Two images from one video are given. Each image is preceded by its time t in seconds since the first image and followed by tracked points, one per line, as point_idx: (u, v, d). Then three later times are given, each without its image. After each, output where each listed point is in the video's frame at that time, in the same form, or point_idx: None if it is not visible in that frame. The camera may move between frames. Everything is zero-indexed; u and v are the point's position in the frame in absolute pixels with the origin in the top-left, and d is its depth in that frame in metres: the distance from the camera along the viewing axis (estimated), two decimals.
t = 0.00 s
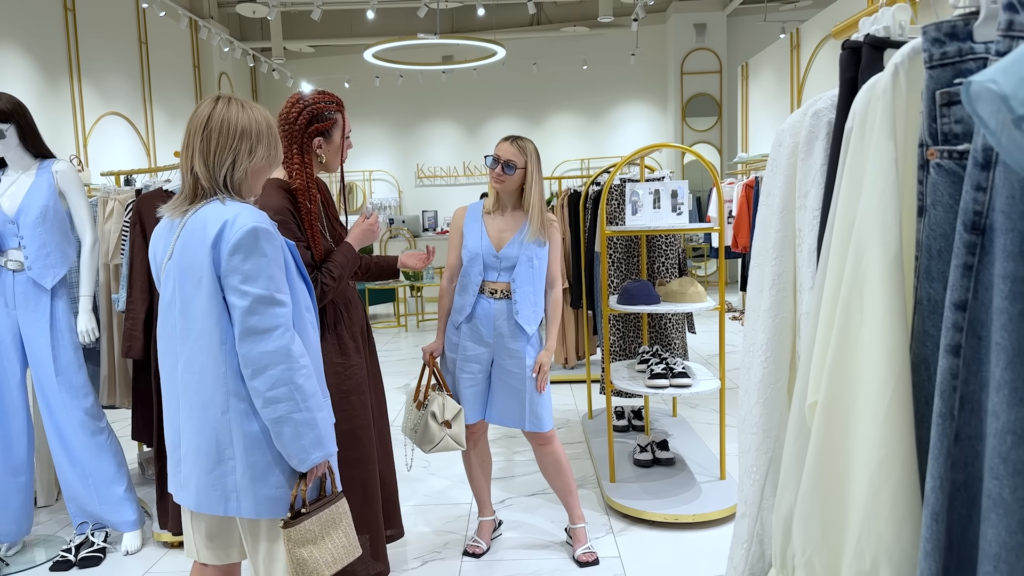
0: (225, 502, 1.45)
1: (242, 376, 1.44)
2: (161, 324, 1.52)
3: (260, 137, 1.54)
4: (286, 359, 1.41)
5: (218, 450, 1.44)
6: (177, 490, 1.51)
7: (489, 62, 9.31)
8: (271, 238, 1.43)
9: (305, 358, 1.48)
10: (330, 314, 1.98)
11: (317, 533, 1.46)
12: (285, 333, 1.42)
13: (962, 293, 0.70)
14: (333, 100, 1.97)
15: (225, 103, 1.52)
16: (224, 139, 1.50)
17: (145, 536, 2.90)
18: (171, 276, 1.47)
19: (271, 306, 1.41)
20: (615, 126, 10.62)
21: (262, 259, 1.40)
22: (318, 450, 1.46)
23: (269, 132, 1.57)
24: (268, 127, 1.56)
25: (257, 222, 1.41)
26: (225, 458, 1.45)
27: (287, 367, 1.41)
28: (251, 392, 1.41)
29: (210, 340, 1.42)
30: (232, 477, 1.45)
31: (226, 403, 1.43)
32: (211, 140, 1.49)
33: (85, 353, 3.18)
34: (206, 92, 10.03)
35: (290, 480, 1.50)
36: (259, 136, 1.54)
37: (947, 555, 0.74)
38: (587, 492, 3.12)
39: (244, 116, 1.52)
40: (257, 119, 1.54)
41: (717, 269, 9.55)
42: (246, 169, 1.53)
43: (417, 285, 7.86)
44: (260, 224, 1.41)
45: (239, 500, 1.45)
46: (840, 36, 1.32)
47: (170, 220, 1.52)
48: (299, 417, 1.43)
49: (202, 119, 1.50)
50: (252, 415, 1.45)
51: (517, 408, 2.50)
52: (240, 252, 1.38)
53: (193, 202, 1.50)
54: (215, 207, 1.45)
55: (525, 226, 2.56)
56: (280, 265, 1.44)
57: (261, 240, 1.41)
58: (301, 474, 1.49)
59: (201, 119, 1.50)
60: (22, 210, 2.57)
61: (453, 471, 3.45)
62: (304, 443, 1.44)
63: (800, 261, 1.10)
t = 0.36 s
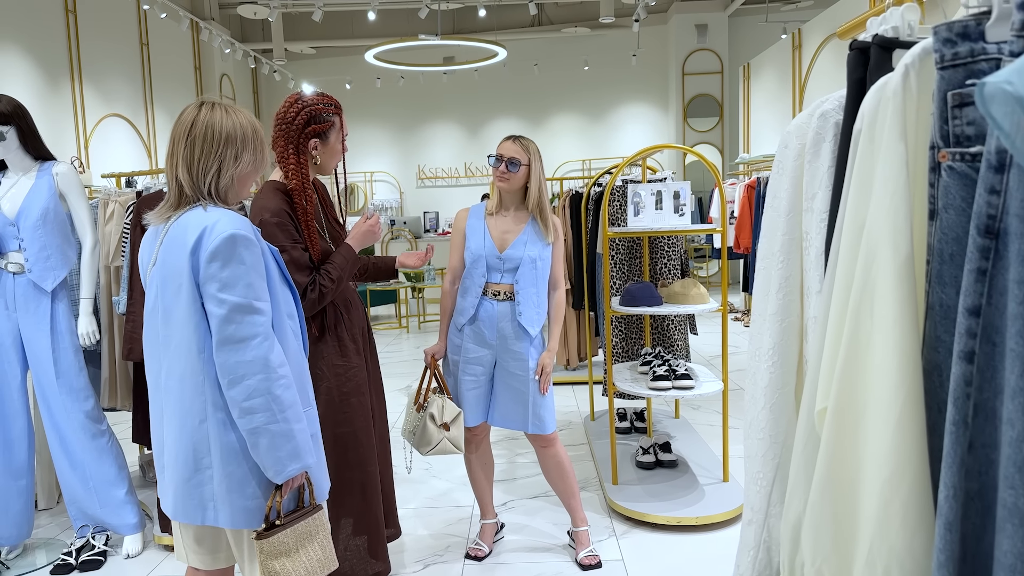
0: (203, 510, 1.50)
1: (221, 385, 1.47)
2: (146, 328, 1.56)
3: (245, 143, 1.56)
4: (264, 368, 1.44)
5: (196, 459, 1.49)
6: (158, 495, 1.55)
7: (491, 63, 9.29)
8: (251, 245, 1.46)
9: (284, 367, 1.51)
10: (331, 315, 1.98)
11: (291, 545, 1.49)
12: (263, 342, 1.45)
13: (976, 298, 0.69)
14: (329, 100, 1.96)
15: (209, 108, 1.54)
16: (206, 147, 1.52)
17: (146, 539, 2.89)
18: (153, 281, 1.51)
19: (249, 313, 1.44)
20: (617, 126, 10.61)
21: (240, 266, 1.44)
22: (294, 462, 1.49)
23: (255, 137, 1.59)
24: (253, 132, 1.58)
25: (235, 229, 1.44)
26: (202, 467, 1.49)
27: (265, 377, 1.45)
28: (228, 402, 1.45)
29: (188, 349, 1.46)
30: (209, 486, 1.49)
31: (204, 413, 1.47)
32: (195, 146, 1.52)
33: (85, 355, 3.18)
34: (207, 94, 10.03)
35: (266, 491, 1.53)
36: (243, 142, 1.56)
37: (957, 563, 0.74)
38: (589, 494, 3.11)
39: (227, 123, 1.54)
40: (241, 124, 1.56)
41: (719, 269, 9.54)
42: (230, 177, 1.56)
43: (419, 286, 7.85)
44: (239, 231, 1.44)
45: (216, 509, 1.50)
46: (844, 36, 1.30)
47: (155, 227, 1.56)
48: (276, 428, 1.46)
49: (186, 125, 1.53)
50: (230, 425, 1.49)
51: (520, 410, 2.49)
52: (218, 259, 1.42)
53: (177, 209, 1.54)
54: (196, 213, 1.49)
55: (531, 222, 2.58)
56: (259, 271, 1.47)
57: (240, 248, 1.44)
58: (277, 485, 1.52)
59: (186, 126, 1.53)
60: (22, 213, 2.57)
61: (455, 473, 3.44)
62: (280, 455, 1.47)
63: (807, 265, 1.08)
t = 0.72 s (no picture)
0: (195, 518, 1.52)
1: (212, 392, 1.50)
2: (137, 334, 1.60)
3: (230, 144, 1.66)
4: (256, 374, 1.47)
5: (188, 466, 1.51)
6: (150, 503, 1.58)
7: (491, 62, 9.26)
8: (241, 251, 1.50)
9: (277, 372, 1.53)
10: (328, 315, 1.96)
11: (283, 552, 1.48)
12: (254, 348, 1.48)
13: (1004, 304, 0.67)
14: (331, 101, 1.94)
15: (192, 110, 1.64)
16: (191, 149, 1.63)
17: (145, 542, 2.87)
18: (143, 288, 1.55)
19: (240, 319, 1.47)
20: (618, 126, 10.58)
21: (231, 272, 1.48)
22: (289, 468, 1.51)
23: (240, 137, 1.69)
24: (238, 133, 1.68)
25: (224, 235, 1.49)
26: (195, 473, 1.51)
27: (258, 383, 1.47)
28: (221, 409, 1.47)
29: (180, 355, 1.50)
30: (202, 493, 1.52)
31: (196, 420, 1.50)
32: (180, 148, 1.63)
33: (85, 357, 3.16)
34: (208, 94, 10.01)
35: (259, 497, 1.55)
36: (228, 143, 1.66)
37: None
38: (592, 496, 3.08)
39: (211, 125, 1.64)
40: (224, 124, 1.66)
41: (721, 269, 9.51)
42: (218, 179, 1.66)
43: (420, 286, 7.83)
44: (228, 236, 1.49)
45: (209, 516, 1.52)
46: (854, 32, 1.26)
47: (143, 232, 1.65)
48: (269, 434, 1.48)
49: (169, 128, 1.63)
50: (223, 432, 1.51)
51: (521, 413, 2.47)
52: (208, 265, 1.46)
53: (165, 212, 1.64)
54: (184, 219, 1.54)
55: (531, 221, 2.55)
56: (250, 276, 1.51)
57: (229, 253, 1.48)
58: (271, 492, 1.53)
59: (169, 128, 1.63)
60: (19, 213, 2.54)
61: (457, 475, 3.41)
62: (274, 460, 1.49)
63: (821, 267, 1.06)
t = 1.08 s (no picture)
0: (200, 524, 1.48)
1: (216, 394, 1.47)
2: (135, 336, 1.56)
3: (224, 139, 1.63)
4: (262, 375, 1.43)
5: (192, 471, 1.47)
6: (153, 511, 1.54)
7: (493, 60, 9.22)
8: (244, 249, 1.46)
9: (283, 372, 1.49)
10: (324, 314, 1.92)
11: (297, 554, 1.44)
12: (259, 348, 1.44)
13: None
14: (327, 97, 1.90)
15: (184, 106, 1.61)
16: (184, 148, 1.59)
17: (144, 545, 2.83)
18: (142, 289, 1.51)
19: (245, 319, 1.43)
20: (620, 124, 10.53)
21: (233, 270, 1.44)
22: (297, 470, 1.47)
23: (234, 132, 1.66)
24: (231, 128, 1.65)
25: (226, 232, 1.45)
26: (199, 478, 1.48)
27: (264, 383, 1.43)
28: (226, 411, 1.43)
29: (182, 357, 1.46)
30: (208, 498, 1.48)
31: (200, 423, 1.46)
32: (173, 145, 1.59)
33: (82, 357, 3.11)
34: (208, 92, 9.96)
35: (268, 501, 1.52)
36: (222, 139, 1.63)
37: None
38: (596, 499, 3.04)
39: (204, 120, 1.60)
40: (218, 120, 1.62)
41: (723, 268, 9.47)
42: (214, 177, 1.63)
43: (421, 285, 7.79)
44: (230, 234, 1.45)
45: (215, 521, 1.49)
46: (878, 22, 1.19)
47: (137, 233, 1.62)
48: (278, 436, 1.44)
49: (161, 125, 1.59)
50: (228, 434, 1.48)
51: (526, 414, 2.42)
52: (211, 264, 1.42)
53: (161, 212, 1.60)
54: (182, 218, 1.51)
55: (535, 220, 2.51)
56: (253, 274, 1.47)
57: (231, 250, 1.44)
58: (280, 494, 1.49)
59: (161, 125, 1.60)
60: (16, 211, 2.50)
61: (459, 477, 3.37)
62: (283, 463, 1.45)
63: (851, 268, 1.02)
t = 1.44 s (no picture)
0: (190, 546, 1.43)
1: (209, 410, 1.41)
2: (128, 347, 1.50)
3: (220, 142, 1.57)
4: (256, 390, 1.38)
5: (182, 491, 1.41)
6: (143, 531, 1.48)
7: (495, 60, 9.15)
8: (239, 257, 1.40)
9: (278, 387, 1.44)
10: (329, 320, 1.86)
11: None
12: (253, 361, 1.38)
13: None
14: (323, 98, 1.82)
15: (177, 107, 1.55)
16: (178, 150, 1.53)
17: (141, 557, 2.76)
18: (134, 298, 1.46)
19: (238, 330, 1.38)
20: (623, 124, 10.47)
21: (227, 279, 1.38)
22: (292, 490, 1.41)
23: (231, 134, 1.60)
24: (228, 130, 1.59)
25: (219, 239, 1.39)
26: (189, 498, 1.42)
27: (257, 400, 1.38)
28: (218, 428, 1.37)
29: (173, 370, 1.40)
30: (197, 519, 1.42)
31: (191, 439, 1.41)
32: (167, 148, 1.53)
33: (78, 363, 3.05)
34: (209, 93, 9.90)
35: (259, 522, 1.46)
36: (218, 141, 1.56)
37: None
38: (604, 507, 2.98)
39: (198, 122, 1.54)
40: (212, 121, 1.56)
41: (727, 269, 9.41)
42: (209, 180, 1.56)
43: (424, 287, 7.73)
44: (224, 241, 1.39)
45: (205, 544, 1.43)
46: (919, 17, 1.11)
47: (131, 239, 1.56)
48: (270, 455, 1.39)
49: (154, 128, 1.54)
50: (220, 452, 1.42)
51: (532, 423, 2.35)
52: (203, 273, 1.36)
53: (154, 219, 1.54)
54: (175, 224, 1.45)
55: (542, 223, 2.45)
56: (247, 284, 1.42)
57: (225, 258, 1.39)
58: (273, 516, 1.43)
59: (154, 127, 1.54)
60: (9, 216, 2.44)
61: (464, 484, 3.31)
62: (276, 483, 1.39)
63: (902, 283, 0.95)
